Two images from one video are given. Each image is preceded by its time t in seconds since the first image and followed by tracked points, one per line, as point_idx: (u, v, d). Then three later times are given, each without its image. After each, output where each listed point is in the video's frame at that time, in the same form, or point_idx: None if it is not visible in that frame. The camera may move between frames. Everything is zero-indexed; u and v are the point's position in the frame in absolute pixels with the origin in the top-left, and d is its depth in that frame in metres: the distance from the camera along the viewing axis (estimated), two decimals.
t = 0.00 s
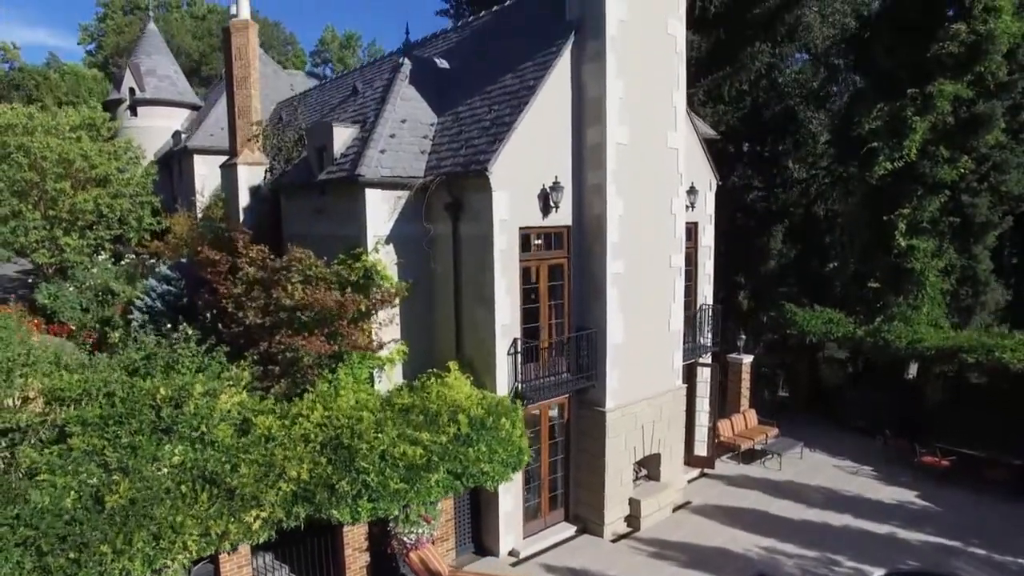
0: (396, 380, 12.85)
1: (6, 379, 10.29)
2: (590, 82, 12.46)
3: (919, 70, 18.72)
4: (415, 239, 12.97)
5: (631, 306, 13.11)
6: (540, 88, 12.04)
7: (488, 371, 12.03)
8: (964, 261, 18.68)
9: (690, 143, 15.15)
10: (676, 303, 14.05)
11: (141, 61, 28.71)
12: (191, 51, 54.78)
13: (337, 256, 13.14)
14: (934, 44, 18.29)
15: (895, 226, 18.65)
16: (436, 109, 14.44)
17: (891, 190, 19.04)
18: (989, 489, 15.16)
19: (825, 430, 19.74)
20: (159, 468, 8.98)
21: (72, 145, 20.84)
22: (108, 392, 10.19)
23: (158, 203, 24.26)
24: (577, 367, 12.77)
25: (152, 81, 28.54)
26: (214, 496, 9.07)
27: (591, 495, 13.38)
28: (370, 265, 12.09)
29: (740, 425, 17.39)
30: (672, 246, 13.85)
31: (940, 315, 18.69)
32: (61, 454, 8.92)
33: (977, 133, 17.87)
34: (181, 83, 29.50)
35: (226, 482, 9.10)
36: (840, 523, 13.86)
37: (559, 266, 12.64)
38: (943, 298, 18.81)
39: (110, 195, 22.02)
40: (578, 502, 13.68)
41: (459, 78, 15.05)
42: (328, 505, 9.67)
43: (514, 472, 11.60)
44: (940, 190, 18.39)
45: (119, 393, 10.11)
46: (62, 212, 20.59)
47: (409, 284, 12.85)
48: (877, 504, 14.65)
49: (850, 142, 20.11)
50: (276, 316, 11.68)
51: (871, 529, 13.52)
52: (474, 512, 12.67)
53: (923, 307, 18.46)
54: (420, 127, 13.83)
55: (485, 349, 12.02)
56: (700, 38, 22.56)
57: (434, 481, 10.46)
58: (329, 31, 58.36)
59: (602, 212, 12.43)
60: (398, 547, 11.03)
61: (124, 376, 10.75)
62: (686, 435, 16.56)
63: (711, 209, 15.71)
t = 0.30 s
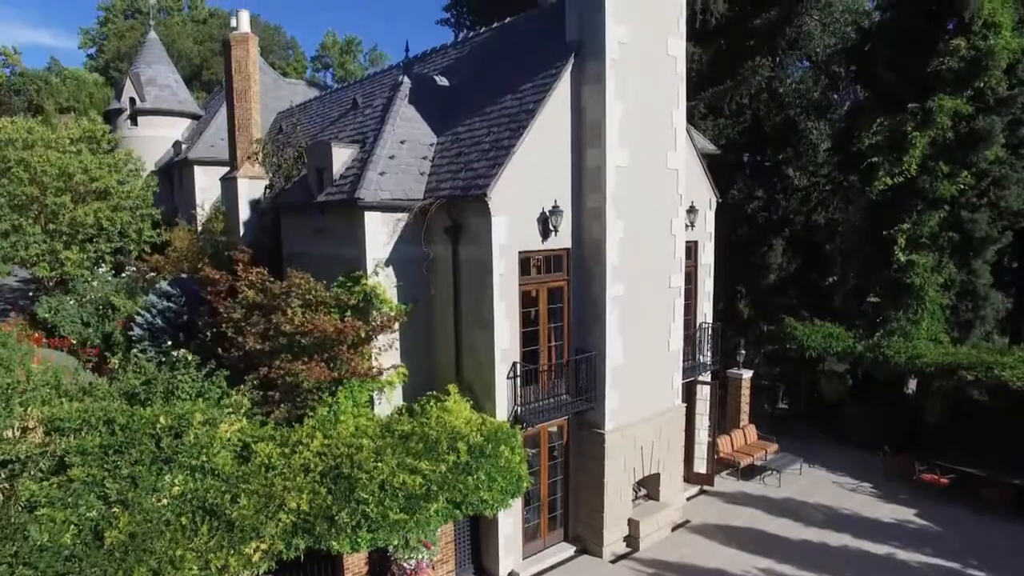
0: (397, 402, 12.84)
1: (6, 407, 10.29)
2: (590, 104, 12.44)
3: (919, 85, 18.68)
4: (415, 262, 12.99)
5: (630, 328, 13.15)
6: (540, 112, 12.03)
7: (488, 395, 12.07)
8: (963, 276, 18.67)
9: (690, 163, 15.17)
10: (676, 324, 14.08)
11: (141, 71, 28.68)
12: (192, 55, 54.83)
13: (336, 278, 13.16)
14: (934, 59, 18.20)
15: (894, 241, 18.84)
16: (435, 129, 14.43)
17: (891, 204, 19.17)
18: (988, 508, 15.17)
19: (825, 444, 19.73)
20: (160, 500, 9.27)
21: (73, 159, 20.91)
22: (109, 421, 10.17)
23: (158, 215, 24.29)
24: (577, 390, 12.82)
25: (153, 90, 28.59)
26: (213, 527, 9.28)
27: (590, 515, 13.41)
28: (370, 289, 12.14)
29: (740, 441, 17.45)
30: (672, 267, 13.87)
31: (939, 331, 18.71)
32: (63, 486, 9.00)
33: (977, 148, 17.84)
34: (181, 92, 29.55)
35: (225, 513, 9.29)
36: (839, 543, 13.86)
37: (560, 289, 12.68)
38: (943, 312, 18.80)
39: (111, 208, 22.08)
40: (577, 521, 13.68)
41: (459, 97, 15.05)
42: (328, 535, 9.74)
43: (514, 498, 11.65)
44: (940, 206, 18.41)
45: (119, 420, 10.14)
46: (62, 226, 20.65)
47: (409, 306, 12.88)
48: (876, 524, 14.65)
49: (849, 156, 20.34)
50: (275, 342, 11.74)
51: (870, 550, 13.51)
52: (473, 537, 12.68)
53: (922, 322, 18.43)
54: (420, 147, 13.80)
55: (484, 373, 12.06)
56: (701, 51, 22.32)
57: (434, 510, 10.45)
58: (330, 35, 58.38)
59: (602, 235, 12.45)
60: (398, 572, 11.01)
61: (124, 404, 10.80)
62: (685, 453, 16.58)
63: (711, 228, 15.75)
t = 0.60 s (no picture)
0: (395, 427, 12.88)
1: (6, 439, 10.14)
2: (587, 131, 12.47)
3: (919, 101, 18.65)
4: (413, 288, 13.02)
5: (628, 354, 13.19)
6: (538, 140, 12.07)
7: (486, 423, 12.14)
8: (961, 293, 18.68)
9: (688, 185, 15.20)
10: (673, 347, 14.13)
11: (140, 82, 28.59)
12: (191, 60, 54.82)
13: (334, 303, 13.19)
14: (931, 78, 18.39)
15: (892, 258, 18.81)
16: (434, 153, 14.42)
17: (888, 220, 19.09)
18: (985, 529, 15.20)
19: (822, 460, 19.75)
20: (161, 535, 9.37)
21: (73, 175, 20.97)
22: (109, 451, 10.23)
23: (158, 229, 24.35)
24: (574, 415, 12.87)
25: (153, 101, 28.63)
26: (213, 562, 9.39)
27: (587, 539, 13.41)
28: (369, 317, 12.21)
29: (737, 459, 17.50)
30: (669, 292, 13.90)
31: (938, 347, 18.62)
32: (61, 524, 9.03)
33: (975, 165, 17.88)
34: (181, 103, 29.55)
35: (225, 548, 9.40)
36: (836, 566, 13.87)
37: (558, 316, 12.73)
38: (941, 328, 18.77)
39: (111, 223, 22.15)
40: (574, 544, 13.67)
41: (458, 119, 15.06)
42: (326, 568, 9.85)
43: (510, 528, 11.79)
44: (938, 223, 18.45)
45: (118, 451, 10.14)
46: (62, 243, 20.73)
47: (407, 332, 12.91)
48: (873, 545, 14.68)
49: (847, 173, 20.17)
50: (273, 370, 11.75)
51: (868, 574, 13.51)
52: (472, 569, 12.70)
53: (921, 338, 18.44)
54: (418, 172, 13.78)
55: (482, 400, 12.13)
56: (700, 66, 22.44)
57: (430, 544, 10.65)
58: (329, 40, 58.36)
59: (599, 262, 12.48)
60: None
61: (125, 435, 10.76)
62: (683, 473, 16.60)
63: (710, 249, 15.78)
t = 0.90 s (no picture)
0: (393, 452, 13.01)
1: (7, 470, 10.40)
2: (584, 159, 12.52)
3: (915, 118, 18.64)
4: (411, 314, 13.08)
5: (625, 379, 13.27)
6: (534, 168, 12.12)
7: (484, 449, 12.23)
8: (957, 310, 18.72)
9: (685, 208, 15.27)
10: (670, 370, 14.21)
11: (139, 92, 28.81)
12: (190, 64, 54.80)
13: (332, 329, 13.27)
14: (927, 96, 18.41)
15: (889, 275, 18.91)
16: (431, 176, 14.45)
17: (885, 238, 19.07)
18: (981, 550, 15.30)
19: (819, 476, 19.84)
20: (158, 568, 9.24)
21: (72, 191, 21.05)
22: (109, 481, 10.32)
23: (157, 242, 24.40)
24: (571, 440, 12.96)
25: (152, 112, 28.85)
26: None
27: (584, 561, 13.50)
28: (367, 344, 12.27)
29: (734, 477, 17.63)
30: (666, 315, 13.97)
31: (934, 365, 18.66)
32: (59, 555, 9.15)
33: (971, 183, 17.93)
34: (179, 113, 29.67)
35: None
36: None
37: (554, 342, 12.82)
38: (937, 345, 18.81)
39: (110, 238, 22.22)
40: (571, 567, 13.74)
41: (455, 142, 15.09)
42: None
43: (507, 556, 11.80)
44: (934, 240, 18.50)
45: (117, 482, 10.27)
46: (62, 258, 20.84)
47: (405, 357, 12.98)
48: (869, 565, 14.78)
49: (845, 192, 20.52)
50: (273, 398, 11.83)
51: None
52: None
53: (917, 355, 18.52)
54: (415, 198, 13.80)
55: (479, 426, 12.22)
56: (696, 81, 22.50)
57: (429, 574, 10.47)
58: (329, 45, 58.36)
59: (596, 289, 12.55)
60: None
61: (125, 465, 10.90)
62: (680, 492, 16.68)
63: (706, 270, 15.88)
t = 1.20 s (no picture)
0: (393, 474, 13.16)
1: (10, 498, 10.79)
2: (581, 186, 12.63)
3: (913, 136, 18.82)
4: (410, 338, 13.19)
5: (622, 402, 13.38)
6: (532, 196, 12.23)
7: (482, 473, 12.35)
8: (954, 326, 18.74)
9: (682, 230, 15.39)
10: (666, 392, 14.32)
11: (140, 104, 29.02)
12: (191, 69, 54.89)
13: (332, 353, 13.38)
14: (924, 114, 18.61)
15: (886, 292, 19.01)
16: (430, 199, 14.52)
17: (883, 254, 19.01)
18: (975, 569, 15.43)
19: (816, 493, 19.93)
20: None
21: (73, 206, 21.21)
22: (110, 509, 10.47)
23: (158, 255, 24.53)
24: (567, 463, 13.06)
25: (152, 123, 28.94)
26: None
27: None
28: (366, 370, 12.36)
29: (731, 492, 17.76)
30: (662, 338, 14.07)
31: (931, 381, 18.73)
32: None
33: (967, 201, 18.02)
34: (180, 124, 29.71)
35: None
36: None
37: (552, 366, 12.93)
38: (933, 361, 18.86)
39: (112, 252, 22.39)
40: None
41: (454, 164, 15.18)
42: None
43: None
44: (931, 257, 18.53)
45: (119, 512, 10.40)
46: (64, 274, 21.03)
47: (404, 381, 13.09)
48: None
49: (842, 209, 20.73)
50: (273, 424, 11.87)
51: None
52: None
53: (914, 370, 18.59)
54: (414, 221, 13.89)
55: (477, 451, 12.35)
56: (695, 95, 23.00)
57: None
58: (329, 49, 58.32)
59: (593, 314, 12.65)
60: None
61: (126, 493, 11.05)
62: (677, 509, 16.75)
63: (703, 290, 16.01)
